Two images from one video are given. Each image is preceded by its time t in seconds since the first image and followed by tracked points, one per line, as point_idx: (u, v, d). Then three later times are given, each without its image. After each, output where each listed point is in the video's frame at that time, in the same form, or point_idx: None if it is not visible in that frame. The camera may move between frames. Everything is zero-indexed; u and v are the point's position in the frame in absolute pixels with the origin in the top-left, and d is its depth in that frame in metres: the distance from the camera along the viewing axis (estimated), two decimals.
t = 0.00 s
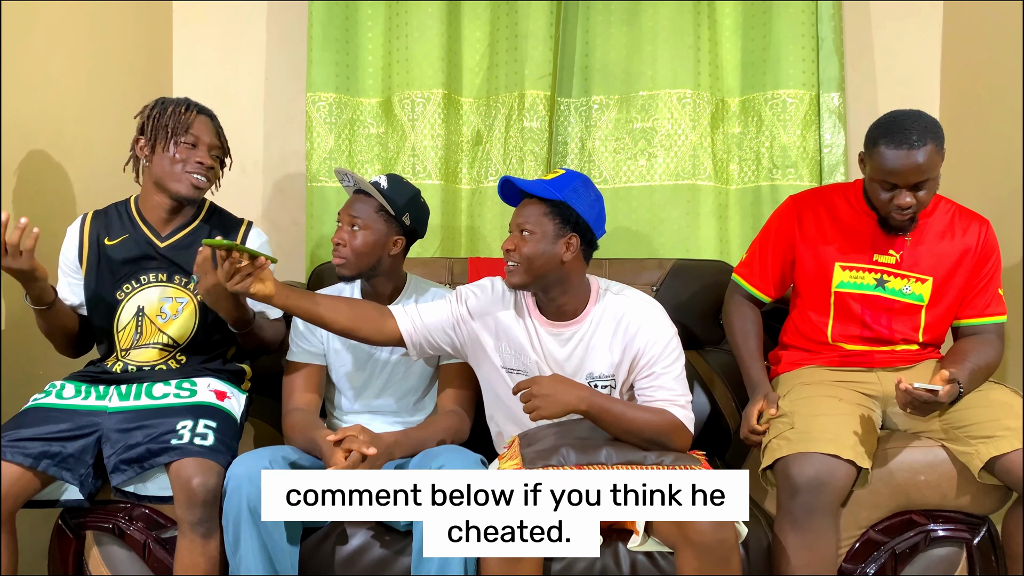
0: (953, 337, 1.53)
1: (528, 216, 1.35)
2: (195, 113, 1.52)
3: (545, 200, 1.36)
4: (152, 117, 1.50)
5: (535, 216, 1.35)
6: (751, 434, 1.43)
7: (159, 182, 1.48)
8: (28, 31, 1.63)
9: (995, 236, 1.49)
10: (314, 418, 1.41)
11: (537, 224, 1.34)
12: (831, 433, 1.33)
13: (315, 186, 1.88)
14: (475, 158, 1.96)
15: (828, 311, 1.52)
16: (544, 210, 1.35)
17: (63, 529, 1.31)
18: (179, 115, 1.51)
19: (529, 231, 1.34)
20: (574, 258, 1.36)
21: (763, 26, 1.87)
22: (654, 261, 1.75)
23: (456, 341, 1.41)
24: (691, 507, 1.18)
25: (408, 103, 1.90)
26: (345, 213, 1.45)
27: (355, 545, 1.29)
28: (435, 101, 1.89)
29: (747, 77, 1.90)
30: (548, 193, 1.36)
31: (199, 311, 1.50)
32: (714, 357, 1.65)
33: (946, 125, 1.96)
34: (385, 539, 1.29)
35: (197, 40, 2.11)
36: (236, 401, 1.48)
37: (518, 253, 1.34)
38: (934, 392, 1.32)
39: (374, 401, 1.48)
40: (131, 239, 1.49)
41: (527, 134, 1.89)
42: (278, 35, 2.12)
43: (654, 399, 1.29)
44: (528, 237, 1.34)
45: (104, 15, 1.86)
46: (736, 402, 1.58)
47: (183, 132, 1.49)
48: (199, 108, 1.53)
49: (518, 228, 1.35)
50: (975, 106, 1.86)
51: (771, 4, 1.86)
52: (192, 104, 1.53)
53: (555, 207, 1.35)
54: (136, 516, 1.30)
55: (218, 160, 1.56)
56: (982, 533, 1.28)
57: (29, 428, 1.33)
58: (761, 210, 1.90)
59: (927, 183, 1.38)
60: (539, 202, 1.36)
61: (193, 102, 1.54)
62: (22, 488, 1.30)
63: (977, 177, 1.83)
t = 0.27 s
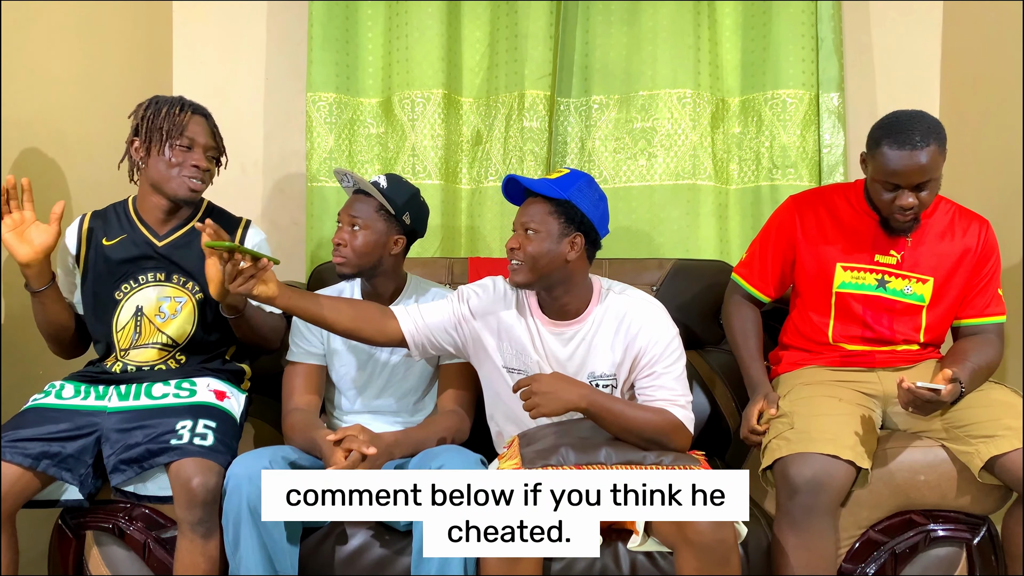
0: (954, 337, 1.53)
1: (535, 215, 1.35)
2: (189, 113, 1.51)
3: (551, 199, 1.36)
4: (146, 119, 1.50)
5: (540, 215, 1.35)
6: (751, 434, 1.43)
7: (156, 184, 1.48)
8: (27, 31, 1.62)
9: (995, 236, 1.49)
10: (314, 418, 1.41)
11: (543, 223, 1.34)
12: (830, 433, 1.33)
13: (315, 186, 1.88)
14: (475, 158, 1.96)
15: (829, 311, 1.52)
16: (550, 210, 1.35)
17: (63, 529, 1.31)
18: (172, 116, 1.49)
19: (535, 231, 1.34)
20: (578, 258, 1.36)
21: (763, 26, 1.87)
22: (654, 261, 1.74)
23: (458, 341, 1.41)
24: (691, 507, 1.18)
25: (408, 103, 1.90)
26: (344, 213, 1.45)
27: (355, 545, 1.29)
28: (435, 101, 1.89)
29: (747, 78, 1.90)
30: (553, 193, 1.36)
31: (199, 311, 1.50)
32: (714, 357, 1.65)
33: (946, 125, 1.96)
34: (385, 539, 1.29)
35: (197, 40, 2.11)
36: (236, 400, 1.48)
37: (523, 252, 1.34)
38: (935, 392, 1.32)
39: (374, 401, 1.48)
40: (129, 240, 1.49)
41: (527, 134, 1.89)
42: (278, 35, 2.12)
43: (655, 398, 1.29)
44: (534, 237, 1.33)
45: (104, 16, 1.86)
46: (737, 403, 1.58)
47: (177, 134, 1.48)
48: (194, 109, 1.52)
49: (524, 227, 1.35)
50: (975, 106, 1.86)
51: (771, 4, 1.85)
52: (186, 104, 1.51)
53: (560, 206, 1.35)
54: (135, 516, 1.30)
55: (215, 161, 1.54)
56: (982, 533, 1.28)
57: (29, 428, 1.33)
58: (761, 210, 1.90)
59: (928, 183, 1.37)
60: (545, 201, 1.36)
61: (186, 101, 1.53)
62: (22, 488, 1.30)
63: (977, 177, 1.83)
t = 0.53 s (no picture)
0: (954, 337, 1.53)
1: (552, 210, 1.36)
2: (187, 112, 1.51)
3: (569, 196, 1.37)
4: (143, 118, 1.49)
5: (559, 211, 1.35)
6: (751, 434, 1.43)
7: (154, 184, 1.48)
8: (28, 30, 1.62)
9: (996, 236, 1.49)
10: (314, 418, 1.41)
11: (560, 219, 1.35)
12: (830, 433, 1.34)
13: (314, 186, 1.87)
14: (475, 158, 1.95)
15: (830, 312, 1.52)
16: (568, 207, 1.36)
17: (63, 529, 1.31)
18: (170, 115, 1.49)
19: (553, 226, 1.34)
20: (591, 255, 1.36)
21: (763, 26, 1.87)
22: (654, 261, 1.74)
23: (464, 339, 1.40)
24: (691, 507, 1.18)
25: (408, 103, 1.90)
26: (346, 214, 1.45)
27: (355, 545, 1.29)
28: (434, 101, 1.89)
29: (747, 77, 1.90)
30: (571, 189, 1.37)
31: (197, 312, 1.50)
32: (714, 357, 1.65)
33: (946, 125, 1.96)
34: (385, 539, 1.29)
35: (197, 40, 2.11)
36: (236, 400, 1.48)
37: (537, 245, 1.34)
38: (936, 391, 1.32)
39: (374, 401, 1.48)
40: (128, 240, 1.48)
41: (527, 134, 1.88)
42: (278, 35, 2.11)
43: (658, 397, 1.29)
44: (551, 232, 1.34)
45: (104, 16, 1.86)
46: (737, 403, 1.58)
47: (175, 133, 1.48)
48: (191, 108, 1.52)
49: (541, 221, 1.35)
50: (975, 107, 1.86)
51: (771, 3, 1.85)
52: (183, 103, 1.51)
53: (578, 203, 1.36)
54: (135, 516, 1.30)
55: (213, 159, 1.55)
56: (982, 533, 1.28)
57: (28, 428, 1.33)
58: (761, 210, 1.90)
59: (932, 184, 1.38)
60: (563, 197, 1.37)
61: (184, 101, 1.53)
62: (22, 488, 1.30)
63: (977, 177, 1.83)
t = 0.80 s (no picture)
0: (954, 338, 1.53)
1: (581, 208, 1.36)
2: (184, 112, 1.51)
3: (597, 195, 1.37)
4: (140, 119, 1.49)
5: (589, 210, 1.35)
6: (751, 434, 1.44)
7: (152, 184, 1.48)
8: (27, 30, 1.62)
9: (996, 237, 1.49)
10: (314, 418, 1.41)
11: (590, 217, 1.35)
12: (830, 433, 1.34)
13: (314, 186, 1.87)
14: (475, 157, 1.95)
15: (830, 312, 1.52)
16: (598, 205, 1.36)
17: (63, 529, 1.31)
18: (168, 115, 1.49)
19: (583, 224, 1.34)
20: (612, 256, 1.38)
21: (763, 26, 1.87)
22: (654, 261, 1.74)
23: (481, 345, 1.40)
24: (691, 507, 1.18)
25: (407, 103, 1.89)
26: (347, 214, 1.45)
27: (355, 545, 1.28)
28: (434, 101, 1.89)
29: (747, 77, 1.89)
30: (599, 188, 1.37)
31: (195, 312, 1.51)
32: (713, 357, 1.65)
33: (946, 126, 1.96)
34: (385, 539, 1.29)
35: (197, 40, 2.10)
36: (235, 400, 1.48)
37: (567, 244, 1.33)
38: (938, 396, 1.34)
39: (374, 401, 1.48)
40: (125, 241, 1.48)
41: (527, 134, 1.89)
42: (278, 34, 2.11)
43: (666, 393, 1.31)
44: (581, 230, 1.34)
45: (104, 16, 1.86)
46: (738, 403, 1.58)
47: (173, 133, 1.48)
48: (188, 108, 1.52)
49: (570, 220, 1.35)
50: (976, 107, 1.85)
51: (771, 3, 1.84)
52: (181, 103, 1.51)
53: (607, 202, 1.36)
54: (135, 516, 1.30)
55: (211, 159, 1.55)
56: (982, 533, 1.28)
57: (28, 429, 1.33)
58: (761, 210, 1.90)
59: (932, 185, 1.38)
60: (591, 196, 1.37)
61: (182, 101, 1.53)
62: (22, 488, 1.30)
63: (977, 177, 1.83)
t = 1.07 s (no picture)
0: (954, 338, 1.53)
1: (604, 211, 1.37)
2: (183, 112, 1.51)
3: (616, 195, 1.40)
4: (139, 119, 1.49)
5: (612, 211, 1.37)
6: (751, 435, 1.44)
7: (153, 184, 1.47)
8: (26, 30, 1.62)
9: (996, 237, 1.49)
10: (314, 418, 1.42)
11: (616, 219, 1.37)
12: (830, 434, 1.34)
13: (313, 185, 1.87)
14: (475, 157, 1.95)
15: (830, 312, 1.52)
16: (620, 205, 1.38)
17: (63, 529, 1.31)
18: (167, 115, 1.49)
19: (612, 228, 1.36)
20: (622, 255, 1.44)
21: (763, 26, 1.87)
22: (655, 260, 1.72)
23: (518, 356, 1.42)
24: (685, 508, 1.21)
25: (407, 103, 1.89)
26: (349, 216, 1.47)
27: (355, 544, 1.33)
28: (434, 101, 1.89)
29: (747, 77, 1.89)
30: (616, 188, 1.40)
31: (196, 315, 1.50)
32: (713, 357, 1.65)
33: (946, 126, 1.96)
34: (384, 539, 1.34)
35: (196, 40, 2.10)
36: (235, 400, 1.47)
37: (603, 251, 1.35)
38: (938, 397, 1.34)
39: (374, 401, 1.47)
40: (125, 241, 1.48)
41: (527, 133, 1.89)
42: (278, 34, 2.11)
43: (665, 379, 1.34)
44: (610, 234, 1.36)
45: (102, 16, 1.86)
46: (738, 402, 1.57)
47: (173, 134, 1.48)
48: (187, 107, 1.52)
49: (597, 225, 1.36)
50: (977, 107, 1.85)
51: (771, 3, 1.84)
52: (179, 102, 1.51)
53: (627, 202, 1.39)
54: (136, 516, 1.30)
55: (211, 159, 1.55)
56: (983, 533, 1.27)
57: (28, 430, 1.33)
58: (761, 210, 1.89)
59: (931, 185, 1.38)
60: (609, 197, 1.39)
61: (180, 100, 1.52)
62: (23, 488, 1.30)
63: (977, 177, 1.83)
